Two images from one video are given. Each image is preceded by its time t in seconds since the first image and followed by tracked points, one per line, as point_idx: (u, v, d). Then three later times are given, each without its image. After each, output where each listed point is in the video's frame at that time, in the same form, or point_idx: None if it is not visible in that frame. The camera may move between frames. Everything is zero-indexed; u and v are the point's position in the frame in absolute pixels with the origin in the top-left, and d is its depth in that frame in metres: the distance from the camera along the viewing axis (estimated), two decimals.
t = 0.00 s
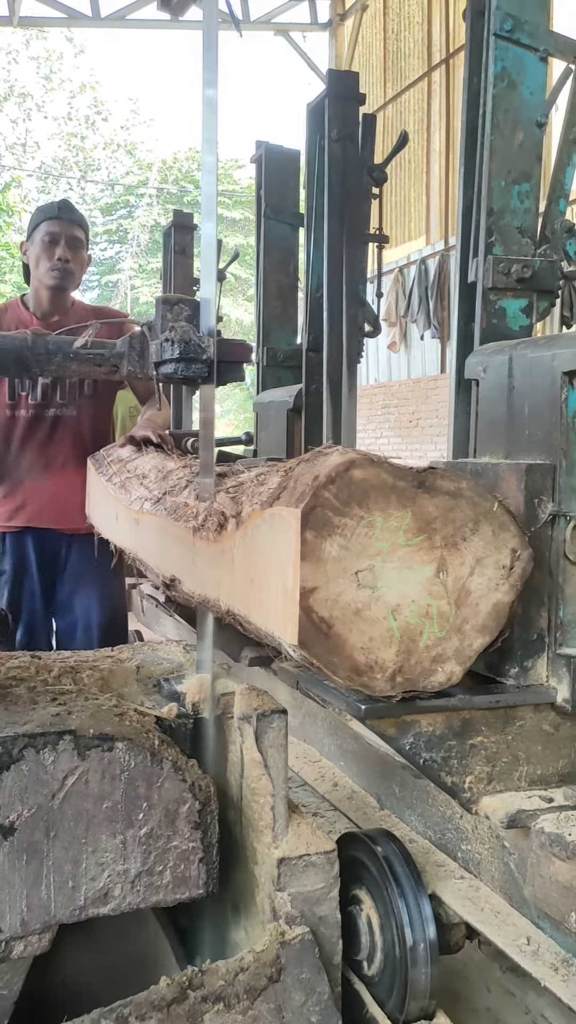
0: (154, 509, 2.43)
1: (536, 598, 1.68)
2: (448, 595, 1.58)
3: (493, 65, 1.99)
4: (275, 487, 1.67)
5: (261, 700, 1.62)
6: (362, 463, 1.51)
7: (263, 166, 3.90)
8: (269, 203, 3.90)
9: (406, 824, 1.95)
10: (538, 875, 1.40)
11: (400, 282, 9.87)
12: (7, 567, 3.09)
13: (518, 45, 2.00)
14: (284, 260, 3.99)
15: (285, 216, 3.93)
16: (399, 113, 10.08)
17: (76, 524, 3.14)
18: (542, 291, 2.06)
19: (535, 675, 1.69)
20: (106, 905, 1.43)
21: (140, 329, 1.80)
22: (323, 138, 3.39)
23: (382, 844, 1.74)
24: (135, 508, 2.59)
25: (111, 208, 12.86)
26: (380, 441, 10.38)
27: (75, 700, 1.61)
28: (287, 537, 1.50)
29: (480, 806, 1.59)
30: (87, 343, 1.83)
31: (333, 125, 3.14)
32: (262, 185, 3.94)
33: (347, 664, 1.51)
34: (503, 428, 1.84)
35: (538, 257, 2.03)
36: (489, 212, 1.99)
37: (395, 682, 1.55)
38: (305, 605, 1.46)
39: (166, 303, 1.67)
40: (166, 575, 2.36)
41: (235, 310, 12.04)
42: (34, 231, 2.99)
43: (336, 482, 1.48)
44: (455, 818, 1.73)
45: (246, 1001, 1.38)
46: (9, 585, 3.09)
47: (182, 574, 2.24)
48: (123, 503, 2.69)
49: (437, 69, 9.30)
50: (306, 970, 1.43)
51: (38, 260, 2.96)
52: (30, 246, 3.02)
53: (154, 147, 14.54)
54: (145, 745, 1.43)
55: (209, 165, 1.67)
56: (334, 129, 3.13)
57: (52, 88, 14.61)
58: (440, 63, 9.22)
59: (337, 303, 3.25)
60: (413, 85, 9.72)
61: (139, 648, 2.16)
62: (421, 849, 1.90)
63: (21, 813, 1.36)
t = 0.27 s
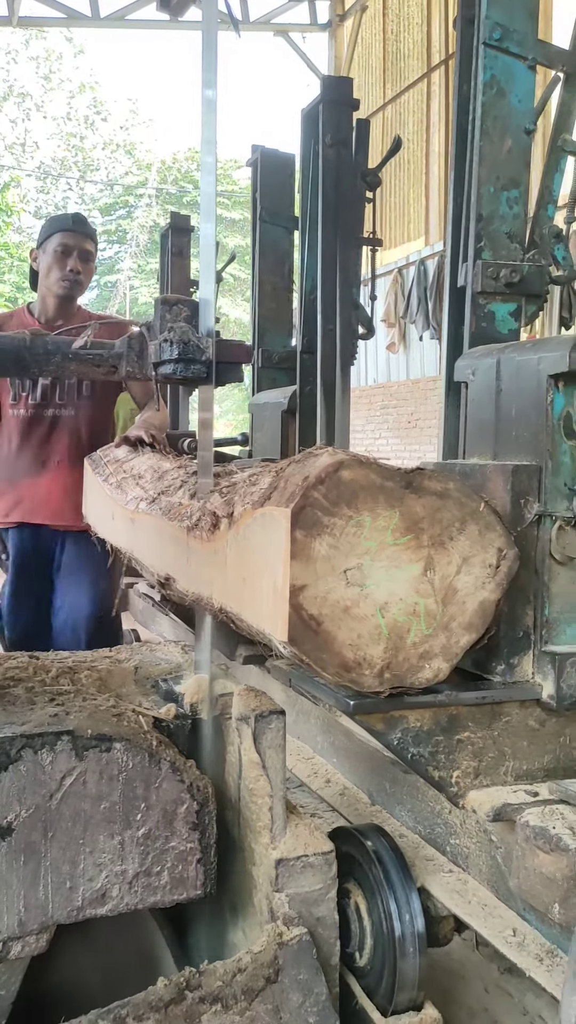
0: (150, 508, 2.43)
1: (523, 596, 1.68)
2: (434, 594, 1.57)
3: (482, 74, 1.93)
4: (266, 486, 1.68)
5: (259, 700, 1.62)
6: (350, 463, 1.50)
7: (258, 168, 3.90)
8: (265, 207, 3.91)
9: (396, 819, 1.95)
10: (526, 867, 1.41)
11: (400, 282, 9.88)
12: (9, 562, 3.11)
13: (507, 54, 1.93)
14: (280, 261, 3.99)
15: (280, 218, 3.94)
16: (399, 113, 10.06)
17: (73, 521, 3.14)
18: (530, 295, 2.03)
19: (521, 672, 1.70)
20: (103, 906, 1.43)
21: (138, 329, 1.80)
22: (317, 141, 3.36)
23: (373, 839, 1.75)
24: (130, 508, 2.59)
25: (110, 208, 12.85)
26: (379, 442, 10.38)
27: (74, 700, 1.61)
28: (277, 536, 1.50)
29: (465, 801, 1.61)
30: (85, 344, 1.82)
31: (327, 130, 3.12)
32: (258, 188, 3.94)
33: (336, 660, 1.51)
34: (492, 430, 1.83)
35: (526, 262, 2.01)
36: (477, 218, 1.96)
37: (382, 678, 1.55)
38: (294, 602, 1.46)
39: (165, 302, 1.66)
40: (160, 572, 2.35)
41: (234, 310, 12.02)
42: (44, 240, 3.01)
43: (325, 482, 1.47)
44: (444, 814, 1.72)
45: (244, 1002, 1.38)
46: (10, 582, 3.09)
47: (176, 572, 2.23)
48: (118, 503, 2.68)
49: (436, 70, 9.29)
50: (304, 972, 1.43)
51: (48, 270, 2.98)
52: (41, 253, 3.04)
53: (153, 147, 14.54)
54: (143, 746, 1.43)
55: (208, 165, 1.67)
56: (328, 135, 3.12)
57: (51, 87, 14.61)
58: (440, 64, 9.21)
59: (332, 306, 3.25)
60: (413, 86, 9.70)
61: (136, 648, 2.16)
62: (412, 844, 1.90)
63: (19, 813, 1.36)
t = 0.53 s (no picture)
0: (143, 509, 2.44)
1: (508, 594, 1.70)
2: (420, 591, 1.59)
3: (470, 82, 1.97)
4: (256, 487, 1.68)
5: (255, 700, 1.62)
6: (338, 463, 1.51)
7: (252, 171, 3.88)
8: (259, 210, 3.88)
9: (385, 814, 1.99)
10: (508, 858, 1.42)
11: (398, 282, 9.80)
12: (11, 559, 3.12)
13: (494, 62, 1.97)
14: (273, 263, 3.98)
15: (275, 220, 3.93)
16: (396, 114, 10.06)
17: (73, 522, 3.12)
18: (517, 297, 2.07)
19: (506, 668, 1.72)
20: (100, 906, 1.43)
21: (135, 329, 1.81)
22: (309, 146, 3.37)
23: (362, 832, 1.78)
24: (124, 508, 2.59)
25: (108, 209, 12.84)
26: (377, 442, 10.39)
27: (70, 701, 1.61)
28: (264, 536, 1.52)
29: (451, 795, 1.63)
30: (82, 345, 1.82)
31: (319, 134, 3.13)
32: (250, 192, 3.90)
33: (324, 656, 1.52)
34: (479, 432, 1.84)
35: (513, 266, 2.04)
36: (465, 223, 1.99)
37: (369, 673, 1.57)
38: (282, 599, 1.47)
39: (162, 302, 1.65)
40: (154, 572, 2.34)
41: (232, 310, 12.02)
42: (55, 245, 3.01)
43: (313, 482, 1.48)
44: (432, 809, 1.75)
45: (240, 1002, 1.38)
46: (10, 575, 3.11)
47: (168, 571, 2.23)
48: (113, 502, 2.68)
49: (434, 71, 9.29)
50: (300, 973, 1.42)
51: (59, 276, 2.99)
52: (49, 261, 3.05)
53: (151, 147, 14.53)
54: (139, 746, 1.43)
55: (205, 167, 1.67)
56: (320, 139, 3.12)
57: (49, 87, 14.59)
58: (437, 65, 9.20)
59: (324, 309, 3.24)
60: (411, 87, 9.70)
61: (132, 648, 2.17)
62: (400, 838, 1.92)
63: (15, 814, 1.35)
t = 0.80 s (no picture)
0: (136, 508, 2.44)
1: (492, 592, 1.70)
2: (406, 588, 1.60)
3: (457, 86, 1.98)
4: (245, 486, 1.68)
5: (251, 699, 1.62)
6: (325, 462, 1.52)
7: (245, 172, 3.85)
8: (252, 211, 3.86)
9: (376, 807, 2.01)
10: (492, 847, 1.46)
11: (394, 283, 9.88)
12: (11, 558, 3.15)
13: (481, 67, 1.98)
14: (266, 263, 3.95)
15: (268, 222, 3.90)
16: (393, 113, 10.06)
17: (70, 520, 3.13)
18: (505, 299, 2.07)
19: (491, 664, 1.72)
20: (95, 905, 1.42)
21: (131, 328, 1.82)
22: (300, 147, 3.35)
23: (351, 825, 1.79)
24: (118, 506, 2.59)
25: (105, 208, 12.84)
26: (375, 441, 10.40)
27: (66, 699, 1.61)
28: (253, 535, 1.53)
29: (437, 787, 1.68)
30: (78, 344, 1.82)
31: (311, 135, 3.09)
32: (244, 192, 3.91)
33: (311, 651, 1.53)
34: (465, 432, 1.84)
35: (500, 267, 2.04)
36: (452, 226, 1.98)
37: (356, 668, 1.58)
38: (271, 595, 1.48)
39: (158, 301, 1.66)
40: (147, 570, 2.33)
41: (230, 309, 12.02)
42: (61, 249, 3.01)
43: (300, 480, 1.49)
44: (421, 803, 1.80)
45: (235, 1001, 1.38)
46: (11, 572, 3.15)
47: (160, 569, 2.22)
48: (107, 501, 2.68)
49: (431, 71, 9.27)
50: (295, 972, 1.42)
51: (65, 279, 3.00)
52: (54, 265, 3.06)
53: (148, 146, 14.52)
54: (135, 745, 1.43)
55: (202, 166, 1.67)
56: (312, 141, 3.08)
57: (46, 86, 14.58)
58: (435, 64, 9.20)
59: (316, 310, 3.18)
60: (408, 86, 9.70)
61: (128, 647, 2.17)
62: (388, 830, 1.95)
63: (10, 813, 1.35)
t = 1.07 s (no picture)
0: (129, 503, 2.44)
1: (478, 585, 1.71)
2: (392, 581, 1.61)
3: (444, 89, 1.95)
4: (235, 481, 1.68)
5: (248, 696, 1.62)
6: (313, 458, 1.52)
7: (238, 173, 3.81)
8: (246, 210, 3.81)
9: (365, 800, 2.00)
10: (476, 835, 1.45)
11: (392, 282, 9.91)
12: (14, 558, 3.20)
13: (468, 70, 1.95)
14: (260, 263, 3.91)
15: (261, 221, 3.86)
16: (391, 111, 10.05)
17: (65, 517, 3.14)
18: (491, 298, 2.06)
19: (476, 656, 1.73)
20: (91, 902, 1.42)
21: (127, 323, 1.81)
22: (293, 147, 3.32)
23: (340, 816, 1.81)
24: (112, 502, 2.58)
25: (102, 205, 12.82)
26: (372, 439, 10.40)
27: (61, 696, 1.60)
28: (241, 529, 1.53)
29: (422, 777, 1.65)
30: (75, 339, 1.81)
31: (303, 135, 3.06)
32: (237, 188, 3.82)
33: (299, 643, 1.54)
34: (452, 429, 1.82)
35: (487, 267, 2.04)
36: (440, 226, 1.96)
37: (343, 661, 1.58)
38: (259, 588, 1.48)
39: (155, 298, 1.67)
40: (140, 565, 2.33)
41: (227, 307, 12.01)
42: (73, 252, 3.03)
43: (288, 476, 1.49)
44: (408, 793, 1.75)
45: (232, 999, 1.38)
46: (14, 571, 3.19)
47: (153, 564, 2.21)
48: (103, 497, 2.68)
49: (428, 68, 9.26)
50: (292, 969, 1.42)
51: (79, 283, 3.04)
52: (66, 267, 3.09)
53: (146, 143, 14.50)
54: (131, 742, 1.43)
55: (200, 163, 1.66)
56: (305, 142, 3.06)
57: (43, 83, 14.55)
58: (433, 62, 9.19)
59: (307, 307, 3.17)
60: (406, 84, 9.69)
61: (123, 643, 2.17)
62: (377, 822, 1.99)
63: (6, 810, 1.35)
